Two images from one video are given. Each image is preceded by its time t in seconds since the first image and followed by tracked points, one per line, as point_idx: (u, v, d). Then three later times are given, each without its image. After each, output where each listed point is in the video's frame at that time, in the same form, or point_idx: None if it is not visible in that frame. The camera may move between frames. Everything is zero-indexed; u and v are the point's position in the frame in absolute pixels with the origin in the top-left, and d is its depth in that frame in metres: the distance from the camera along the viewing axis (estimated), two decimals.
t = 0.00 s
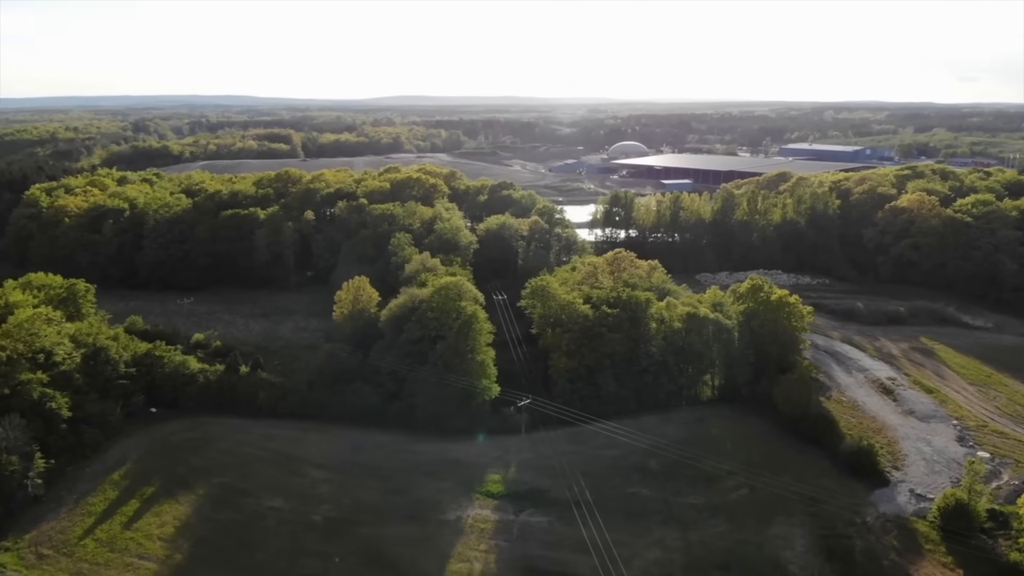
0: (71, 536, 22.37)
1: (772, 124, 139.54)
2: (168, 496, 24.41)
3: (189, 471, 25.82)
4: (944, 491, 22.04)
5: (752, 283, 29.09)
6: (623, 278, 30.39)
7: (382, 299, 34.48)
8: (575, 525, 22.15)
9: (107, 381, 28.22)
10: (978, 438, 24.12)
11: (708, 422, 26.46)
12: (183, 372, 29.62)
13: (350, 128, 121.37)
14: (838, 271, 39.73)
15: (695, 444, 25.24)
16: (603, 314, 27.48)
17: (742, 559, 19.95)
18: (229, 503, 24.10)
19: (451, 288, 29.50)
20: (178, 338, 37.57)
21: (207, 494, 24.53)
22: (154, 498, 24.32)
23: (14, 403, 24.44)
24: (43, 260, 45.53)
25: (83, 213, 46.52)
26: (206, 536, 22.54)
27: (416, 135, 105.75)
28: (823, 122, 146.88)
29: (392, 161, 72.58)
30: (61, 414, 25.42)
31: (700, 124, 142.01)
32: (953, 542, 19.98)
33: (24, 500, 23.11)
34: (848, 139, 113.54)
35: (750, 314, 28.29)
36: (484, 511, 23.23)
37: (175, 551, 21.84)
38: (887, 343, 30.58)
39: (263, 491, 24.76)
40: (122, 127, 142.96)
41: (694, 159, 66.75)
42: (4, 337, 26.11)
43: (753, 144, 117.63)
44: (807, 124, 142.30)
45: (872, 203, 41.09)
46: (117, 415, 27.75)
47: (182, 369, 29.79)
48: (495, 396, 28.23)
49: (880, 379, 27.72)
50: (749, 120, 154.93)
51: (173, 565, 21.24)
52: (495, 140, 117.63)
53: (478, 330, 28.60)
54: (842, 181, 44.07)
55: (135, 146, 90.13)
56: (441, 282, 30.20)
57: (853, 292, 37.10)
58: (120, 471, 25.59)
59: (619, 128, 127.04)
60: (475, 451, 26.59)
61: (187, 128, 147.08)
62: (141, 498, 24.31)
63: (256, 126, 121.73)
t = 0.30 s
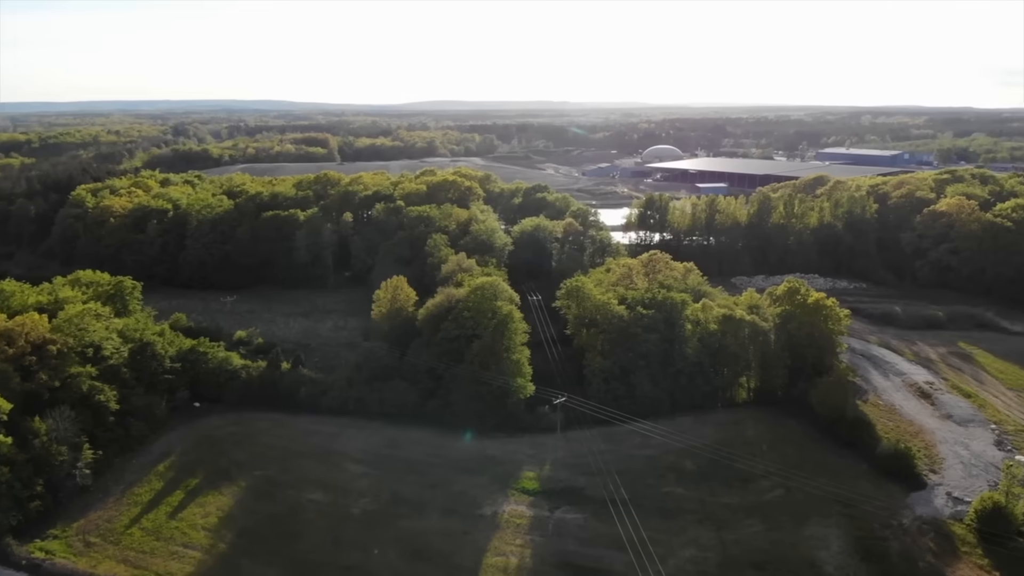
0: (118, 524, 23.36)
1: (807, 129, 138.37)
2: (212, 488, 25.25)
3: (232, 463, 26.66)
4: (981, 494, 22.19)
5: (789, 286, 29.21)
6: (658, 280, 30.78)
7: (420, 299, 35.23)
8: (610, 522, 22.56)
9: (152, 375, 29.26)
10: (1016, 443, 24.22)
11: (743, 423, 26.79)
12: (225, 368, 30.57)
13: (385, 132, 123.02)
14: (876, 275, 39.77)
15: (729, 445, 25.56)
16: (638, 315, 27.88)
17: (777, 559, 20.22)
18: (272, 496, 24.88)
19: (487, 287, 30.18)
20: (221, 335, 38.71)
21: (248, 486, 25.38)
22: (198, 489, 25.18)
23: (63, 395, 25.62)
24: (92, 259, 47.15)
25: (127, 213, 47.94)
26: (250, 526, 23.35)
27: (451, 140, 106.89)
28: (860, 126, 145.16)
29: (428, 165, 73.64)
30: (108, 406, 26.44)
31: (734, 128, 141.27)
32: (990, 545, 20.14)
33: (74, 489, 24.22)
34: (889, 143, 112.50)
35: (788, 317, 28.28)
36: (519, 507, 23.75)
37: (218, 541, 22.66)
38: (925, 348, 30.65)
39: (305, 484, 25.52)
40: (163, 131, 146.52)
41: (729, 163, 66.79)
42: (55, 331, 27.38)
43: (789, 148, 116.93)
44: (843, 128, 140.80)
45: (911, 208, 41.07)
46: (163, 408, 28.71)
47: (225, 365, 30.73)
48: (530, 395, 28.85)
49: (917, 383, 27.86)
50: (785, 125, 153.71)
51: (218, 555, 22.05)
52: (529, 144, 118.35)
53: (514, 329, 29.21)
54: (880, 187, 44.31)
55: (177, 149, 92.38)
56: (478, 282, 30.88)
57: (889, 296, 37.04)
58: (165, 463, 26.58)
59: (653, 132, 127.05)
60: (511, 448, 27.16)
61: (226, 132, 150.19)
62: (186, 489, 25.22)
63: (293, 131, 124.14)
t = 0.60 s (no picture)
0: (164, 514, 24.00)
1: (844, 133, 137.02)
2: (254, 480, 25.77)
3: (274, 457, 27.13)
4: (1018, 498, 22.30)
5: (825, 289, 29.53)
6: (693, 283, 31.08)
7: (456, 299, 35.86)
8: (644, 521, 22.93)
9: (196, 370, 30.32)
10: None
11: (778, 426, 27.04)
12: (267, 365, 31.49)
13: (420, 137, 124.57)
14: (914, 280, 39.65)
15: (764, 447, 25.81)
16: (674, 316, 28.27)
17: (812, 560, 20.46)
18: (311, 489, 25.31)
19: (523, 287, 30.86)
20: (263, 332, 39.80)
21: (289, 479, 25.83)
22: (240, 481, 25.73)
23: (111, 388, 26.68)
24: (137, 258, 48.71)
25: (170, 213, 49.41)
26: (291, 518, 23.76)
27: (485, 144, 107.86)
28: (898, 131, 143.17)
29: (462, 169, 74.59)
30: (154, 400, 27.49)
31: (769, 133, 140.33)
32: None
33: (120, 479, 24.96)
34: (927, 148, 111.06)
35: (825, 319, 28.55)
36: (554, 504, 24.21)
37: (261, 531, 23.12)
38: (963, 353, 30.61)
39: (343, 478, 25.96)
40: (202, 135, 149.90)
41: (764, 168, 66.70)
42: (105, 327, 28.66)
43: (825, 152, 115.94)
44: (880, 132, 139.08)
45: (949, 212, 40.93)
46: (206, 402, 29.67)
47: (267, 361, 31.74)
48: (564, 395, 29.34)
49: (955, 388, 27.91)
50: (821, 129, 152.15)
51: (261, 545, 22.50)
52: (562, 148, 118.95)
53: (549, 329, 29.81)
54: (918, 191, 44.21)
55: (216, 152, 94.58)
56: (514, 282, 31.55)
57: (926, 301, 36.89)
58: (208, 456, 27.25)
59: (687, 136, 126.92)
60: (545, 446, 27.67)
61: (263, 136, 153.20)
62: (229, 481, 25.77)
63: (329, 135, 126.28)
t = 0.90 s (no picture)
0: (207, 505, 24.97)
1: (882, 136, 135.43)
2: (294, 473, 26.63)
3: (314, 451, 28.01)
4: None
5: (863, 292, 29.65)
6: (728, 284, 31.43)
7: (491, 299, 36.57)
8: (679, 519, 23.35)
9: (240, 366, 31.52)
10: None
11: (814, 428, 27.30)
12: (307, 361, 32.72)
13: (455, 141, 125.90)
14: (953, 285, 39.57)
15: (799, 448, 26.09)
16: (710, 317, 28.66)
17: (847, 559, 20.73)
18: (350, 482, 26.08)
19: (557, 287, 31.18)
20: (303, 330, 40.87)
21: (329, 473, 26.64)
22: (281, 474, 26.59)
23: (157, 381, 27.82)
24: (181, 258, 50.24)
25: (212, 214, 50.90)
26: (331, 510, 24.53)
27: (518, 148, 108.63)
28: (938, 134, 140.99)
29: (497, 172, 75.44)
30: (199, 394, 28.60)
31: (806, 136, 139.16)
32: None
33: (165, 471, 26.14)
34: (967, 152, 109.41)
35: (862, 321, 28.77)
36: (589, 501, 24.69)
37: (301, 523, 23.89)
38: (1002, 357, 30.54)
39: (381, 472, 26.73)
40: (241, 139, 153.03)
41: (799, 172, 66.48)
42: (151, 323, 29.68)
43: (863, 157, 114.78)
44: (919, 136, 137.14)
45: (988, 217, 40.67)
46: (248, 397, 30.81)
47: (307, 358, 32.94)
48: (598, 395, 29.97)
49: (993, 392, 27.95)
50: (858, 133, 150.37)
51: (302, 535, 23.30)
52: (595, 152, 119.31)
53: (583, 329, 30.32)
54: (957, 195, 43.94)
55: (256, 155, 96.66)
56: (549, 282, 32.02)
57: (965, 305, 36.76)
58: (251, 449, 28.22)
59: (722, 140, 126.50)
60: (579, 445, 28.16)
61: (301, 141, 156.03)
62: (270, 474, 26.66)
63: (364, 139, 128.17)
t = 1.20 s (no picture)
0: (249, 497, 25.87)
1: (921, 141, 133.69)
2: (334, 468, 27.49)
3: (352, 447, 28.87)
4: None
5: (901, 295, 29.79)
6: (765, 287, 31.76)
7: (526, 300, 37.18)
8: (714, 519, 23.72)
9: (281, 362, 32.62)
10: None
11: (850, 431, 27.49)
12: (347, 359, 33.70)
13: (488, 146, 127.02)
14: (992, 291, 39.47)
15: (834, 451, 26.30)
16: (746, 319, 29.00)
17: (882, 560, 20.97)
18: (389, 477, 26.90)
19: (592, 287, 31.51)
20: (342, 329, 41.95)
21: (368, 467, 27.48)
22: (321, 468, 27.46)
23: (203, 375, 28.97)
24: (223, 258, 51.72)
25: (253, 216, 52.36)
26: (370, 503, 25.34)
27: (551, 152, 109.33)
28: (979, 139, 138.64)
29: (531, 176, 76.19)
30: (242, 388, 29.78)
31: (843, 141, 137.83)
32: None
33: (209, 463, 27.15)
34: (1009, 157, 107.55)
35: (899, 325, 28.93)
36: (623, 500, 25.17)
37: (341, 515, 24.70)
38: None
39: (419, 467, 27.52)
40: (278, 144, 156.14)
41: (835, 176, 66.18)
42: (197, 319, 30.76)
43: (902, 161, 113.47)
44: (960, 141, 135.02)
45: None
46: (289, 392, 31.82)
47: (346, 356, 33.91)
48: (632, 396, 30.49)
49: None
50: (897, 137, 148.41)
51: (341, 527, 24.10)
52: (628, 156, 119.55)
53: (619, 330, 30.74)
54: (996, 200, 43.70)
55: (293, 159, 98.70)
56: (583, 283, 32.45)
57: (1005, 311, 36.59)
58: (292, 444, 29.13)
59: (757, 144, 125.90)
60: (613, 445, 28.63)
61: (336, 145, 158.72)
62: (310, 468, 27.53)
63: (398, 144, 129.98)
